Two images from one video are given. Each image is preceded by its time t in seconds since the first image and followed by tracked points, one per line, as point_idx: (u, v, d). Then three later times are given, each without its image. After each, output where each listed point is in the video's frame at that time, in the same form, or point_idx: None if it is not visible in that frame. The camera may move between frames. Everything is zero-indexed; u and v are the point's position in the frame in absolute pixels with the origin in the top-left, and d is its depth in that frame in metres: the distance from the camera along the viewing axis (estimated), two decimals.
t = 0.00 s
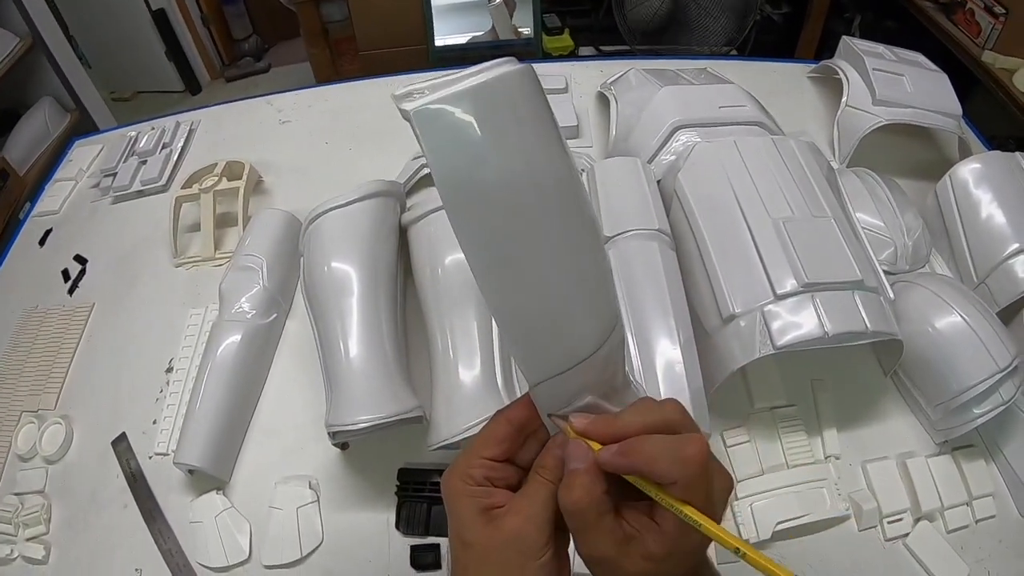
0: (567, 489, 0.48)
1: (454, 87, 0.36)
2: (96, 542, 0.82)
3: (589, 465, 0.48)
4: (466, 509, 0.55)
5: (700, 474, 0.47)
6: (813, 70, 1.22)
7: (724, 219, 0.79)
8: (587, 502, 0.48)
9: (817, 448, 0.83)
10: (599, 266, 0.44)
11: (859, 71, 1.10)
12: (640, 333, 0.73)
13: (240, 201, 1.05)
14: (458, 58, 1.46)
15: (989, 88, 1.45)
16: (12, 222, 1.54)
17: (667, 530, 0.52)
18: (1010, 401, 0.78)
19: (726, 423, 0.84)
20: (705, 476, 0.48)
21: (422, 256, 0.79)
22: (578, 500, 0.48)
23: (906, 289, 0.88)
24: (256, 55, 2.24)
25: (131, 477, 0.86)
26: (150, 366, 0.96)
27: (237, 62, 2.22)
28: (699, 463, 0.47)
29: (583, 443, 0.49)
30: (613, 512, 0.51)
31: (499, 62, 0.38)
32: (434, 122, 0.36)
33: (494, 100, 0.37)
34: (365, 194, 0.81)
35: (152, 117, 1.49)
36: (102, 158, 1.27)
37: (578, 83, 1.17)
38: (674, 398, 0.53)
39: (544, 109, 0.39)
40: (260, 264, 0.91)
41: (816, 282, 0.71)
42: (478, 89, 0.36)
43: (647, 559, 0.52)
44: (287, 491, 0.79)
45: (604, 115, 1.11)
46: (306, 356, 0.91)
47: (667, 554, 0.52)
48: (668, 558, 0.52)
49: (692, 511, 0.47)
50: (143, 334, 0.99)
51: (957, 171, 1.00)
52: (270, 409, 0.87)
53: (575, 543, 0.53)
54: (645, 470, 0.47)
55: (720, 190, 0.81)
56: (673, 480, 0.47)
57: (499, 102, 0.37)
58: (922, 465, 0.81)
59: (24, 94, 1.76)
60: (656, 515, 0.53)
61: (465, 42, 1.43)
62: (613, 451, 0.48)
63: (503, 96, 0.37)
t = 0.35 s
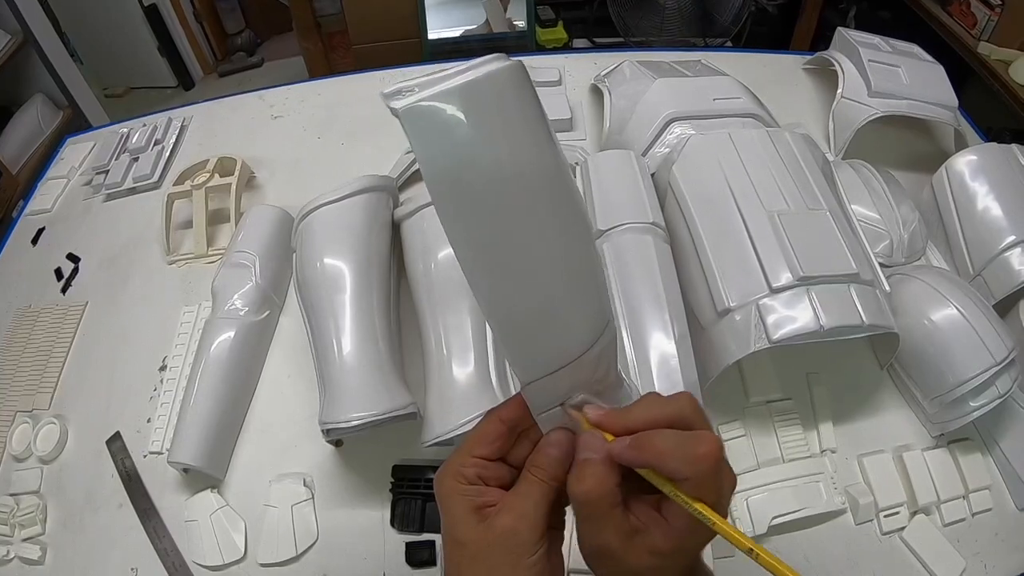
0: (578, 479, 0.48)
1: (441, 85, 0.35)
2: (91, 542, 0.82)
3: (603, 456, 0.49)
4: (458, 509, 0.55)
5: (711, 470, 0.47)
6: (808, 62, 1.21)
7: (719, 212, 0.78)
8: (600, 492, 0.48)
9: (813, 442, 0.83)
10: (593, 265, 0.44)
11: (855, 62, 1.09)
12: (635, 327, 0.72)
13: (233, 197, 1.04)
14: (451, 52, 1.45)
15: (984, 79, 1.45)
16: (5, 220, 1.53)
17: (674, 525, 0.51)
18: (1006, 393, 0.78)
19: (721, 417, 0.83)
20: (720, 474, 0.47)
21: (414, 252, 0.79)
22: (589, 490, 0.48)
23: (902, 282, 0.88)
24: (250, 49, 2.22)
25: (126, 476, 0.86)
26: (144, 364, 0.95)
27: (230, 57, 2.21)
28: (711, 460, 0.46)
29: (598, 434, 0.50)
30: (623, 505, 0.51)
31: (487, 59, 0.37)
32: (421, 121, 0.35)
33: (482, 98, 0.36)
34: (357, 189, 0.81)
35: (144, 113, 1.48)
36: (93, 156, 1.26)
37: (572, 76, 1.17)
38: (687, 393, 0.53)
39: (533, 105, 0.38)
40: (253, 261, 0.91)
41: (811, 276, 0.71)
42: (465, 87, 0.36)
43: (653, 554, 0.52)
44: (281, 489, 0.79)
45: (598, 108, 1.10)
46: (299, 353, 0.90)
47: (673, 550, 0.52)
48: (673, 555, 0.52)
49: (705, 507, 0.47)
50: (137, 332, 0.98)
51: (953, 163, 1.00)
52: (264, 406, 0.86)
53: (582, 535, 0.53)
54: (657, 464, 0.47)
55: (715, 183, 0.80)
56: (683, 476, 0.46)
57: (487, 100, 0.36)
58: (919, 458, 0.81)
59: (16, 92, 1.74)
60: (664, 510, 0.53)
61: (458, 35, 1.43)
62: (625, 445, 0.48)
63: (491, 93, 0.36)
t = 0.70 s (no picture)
0: (590, 469, 0.48)
1: (426, 86, 0.34)
2: (90, 542, 0.82)
3: (615, 447, 0.48)
4: (451, 508, 0.56)
5: (724, 464, 0.49)
6: (803, 56, 1.21)
7: (714, 207, 0.78)
8: (610, 483, 0.48)
9: (810, 436, 0.83)
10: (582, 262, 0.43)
11: (851, 56, 1.09)
12: (630, 323, 0.72)
13: (228, 195, 1.04)
14: (447, 48, 1.45)
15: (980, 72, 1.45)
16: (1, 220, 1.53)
17: (679, 518, 0.53)
18: (1003, 387, 0.78)
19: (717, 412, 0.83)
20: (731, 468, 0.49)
21: (410, 249, 0.78)
22: (600, 481, 0.48)
23: (898, 276, 0.87)
24: (245, 47, 2.22)
25: (124, 475, 0.86)
26: (141, 364, 0.95)
27: (225, 55, 2.20)
28: (725, 454, 0.48)
29: (609, 424, 0.49)
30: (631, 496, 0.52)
31: (474, 58, 0.36)
32: (406, 123, 0.34)
33: (469, 99, 0.35)
34: (351, 186, 0.80)
35: (139, 113, 1.48)
36: (88, 155, 1.25)
37: (567, 71, 1.17)
38: (700, 388, 0.56)
39: (521, 104, 0.38)
40: (248, 259, 0.90)
41: (807, 270, 0.71)
42: (451, 87, 0.35)
43: (657, 547, 0.53)
44: (279, 487, 0.79)
45: (593, 103, 1.10)
46: (296, 351, 0.90)
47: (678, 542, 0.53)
48: (677, 548, 0.53)
49: (717, 502, 0.49)
50: (133, 332, 0.98)
51: (949, 157, 1.00)
52: (261, 404, 0.86)
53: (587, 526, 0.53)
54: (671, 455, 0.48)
55: (711, 178, 0.80)
56: (697, 468, 0.48)
57: (474, 101, 0.35)
58: (916, 452, 0.81)
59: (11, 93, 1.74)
60: (668, 503, 0.54)
61: (454, 31, 1.42)
62: (637, 436, 0.48)
63: (478, 94, 0.35)
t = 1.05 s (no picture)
0: (613, 461, 0.47)
1: (423, 80, 0.31)
2: (89, 543, 0.82)
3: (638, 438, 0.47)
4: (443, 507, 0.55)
5: (747, 445, 0.50)
6: (800, 52, 1.21)
7: (711, 202, 0.78)
8: (636, 474, 0.47)
9: (808, 431, 0.83)
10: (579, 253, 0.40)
11: (847, 51, 1.09)
12: (628, 320, 0.72)
13: (225, 194, 1.04)
14: (443, 45, 1.45)
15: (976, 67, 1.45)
16: None
17: (700, 506, 0.53)
18: (1001, 381, 0.78)
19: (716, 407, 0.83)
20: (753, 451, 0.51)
21: (408, 246, 0.78)
22: (627, 473, 0.47)
23: (896, 271, 0.87)
24: (241, 46, 2.21)
25: (122, 475, 0.86)
26: (138, 364, 0.95)
27: (221, 54, 2.20)
28: (748, 437, 0.50)
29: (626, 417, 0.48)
30: (651, 488, 0.51)
31: (477, 44, 0.32)
32: (400, 116, 0.30)
33: (469, 92, 0.32)
34: (348, 185, 0.80)
35: (135, 112, 1.48)
36: (85, 155, 1.25)
37: (563, 68, 1.16)
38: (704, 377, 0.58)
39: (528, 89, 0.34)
40: (245, 258, 0.90)
41: (804, 266, 0.71)
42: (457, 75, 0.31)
43: (679, 535, 0.52)
44: (278, 486, 0.79)
45: (590, 100, 1.10)
46: (293, 349, 0.90)
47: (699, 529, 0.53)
48: (699, 535, 0.53)
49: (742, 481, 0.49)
50: (130, 332, 0.98)
51: (946, 152, 0.99)
52: (259, 403, 0.86)
53: (607, 519, 0.52)
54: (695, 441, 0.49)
55: (708, 174, 0.80)
56: (724, 449, 0.49)
57: (471, 93, 0.32)
58: (915, 447, 0.81)
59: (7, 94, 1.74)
60: (689, 491, 0.54)
61: (450, 28, 1.42)
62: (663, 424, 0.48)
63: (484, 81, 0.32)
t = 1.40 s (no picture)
0: (644, 400, 0.48)
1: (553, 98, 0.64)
2: (93, 538, 0.82)
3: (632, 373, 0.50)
4: (408, 423, 0.53)
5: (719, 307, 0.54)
6: (802, 51, 1.21)
7: (714, 200, 0.79)
8: (665, 398, 0.49)
9: (810, 429, 0.83)
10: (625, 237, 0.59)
11: (849, 50, 1.09)
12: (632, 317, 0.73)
13: (228, 190, 1.04)
14: (446, 44, 1.45)
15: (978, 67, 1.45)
16: None
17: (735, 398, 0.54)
18: (1002, 379, 0.79)
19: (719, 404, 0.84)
20: (730, 309, 0.54)
21: (411, 243, 0.78)
22: (661, 403, 0.48)
23: (897, 269, 0.88)
24: (243, 44, 2.21)
25: (126, 471, 0.86)
26: (141, 360, 0.95)
27: (223, 52, 2.20)
28: (713, 302, 0.54)
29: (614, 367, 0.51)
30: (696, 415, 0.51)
31: (603, 90, 0.65)
32: (549, 113, 0.63)
33: (582, 114, 0.64)
34: (352, 180, 0.80)
35: (137, 109, 1.48)
36: (87, 152, 1.25)
37: (565, 67, 1.17)
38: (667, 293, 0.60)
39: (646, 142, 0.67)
40: (248, 254, 0.90)
41: (807, 263, 0.71)
42: (587, 101, 0.64)
43: (744, 435, 0.52)
44: (283, 481, 0.79)
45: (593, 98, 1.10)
46: (296, 346, 0.90)
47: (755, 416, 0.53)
48: (758, 424, 0.53)
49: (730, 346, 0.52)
50: (133, 328, 0.98)
51: (948, 150, 1.00)
52: (263, 399, 0.86)
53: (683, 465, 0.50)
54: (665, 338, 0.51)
55: (710, 171, 0.81)
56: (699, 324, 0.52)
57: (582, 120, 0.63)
58: (916, 444, 0.82)
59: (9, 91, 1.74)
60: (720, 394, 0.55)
61: (452, 27, 1.42)
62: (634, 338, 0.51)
63: (592, 109, 0.64)
